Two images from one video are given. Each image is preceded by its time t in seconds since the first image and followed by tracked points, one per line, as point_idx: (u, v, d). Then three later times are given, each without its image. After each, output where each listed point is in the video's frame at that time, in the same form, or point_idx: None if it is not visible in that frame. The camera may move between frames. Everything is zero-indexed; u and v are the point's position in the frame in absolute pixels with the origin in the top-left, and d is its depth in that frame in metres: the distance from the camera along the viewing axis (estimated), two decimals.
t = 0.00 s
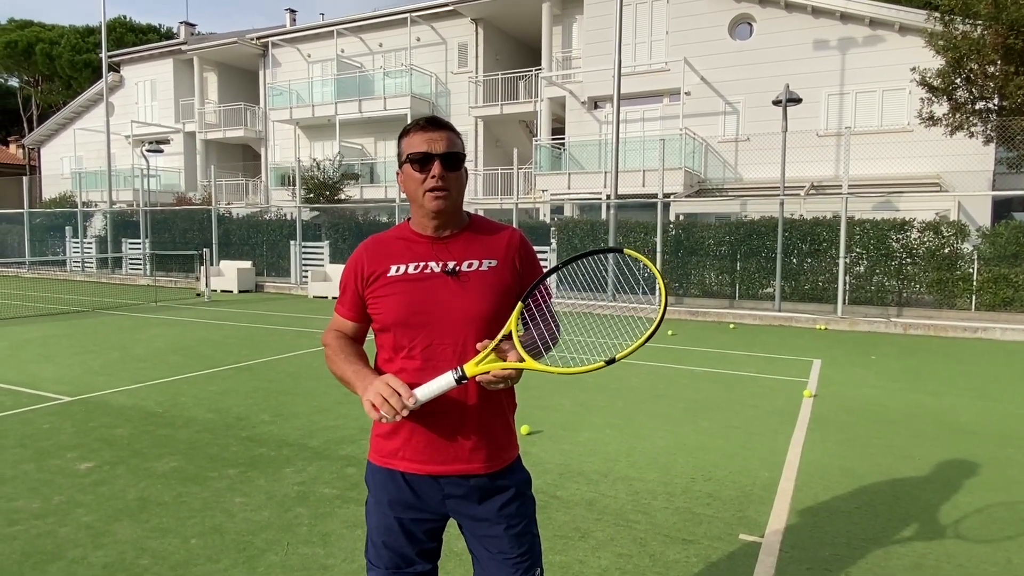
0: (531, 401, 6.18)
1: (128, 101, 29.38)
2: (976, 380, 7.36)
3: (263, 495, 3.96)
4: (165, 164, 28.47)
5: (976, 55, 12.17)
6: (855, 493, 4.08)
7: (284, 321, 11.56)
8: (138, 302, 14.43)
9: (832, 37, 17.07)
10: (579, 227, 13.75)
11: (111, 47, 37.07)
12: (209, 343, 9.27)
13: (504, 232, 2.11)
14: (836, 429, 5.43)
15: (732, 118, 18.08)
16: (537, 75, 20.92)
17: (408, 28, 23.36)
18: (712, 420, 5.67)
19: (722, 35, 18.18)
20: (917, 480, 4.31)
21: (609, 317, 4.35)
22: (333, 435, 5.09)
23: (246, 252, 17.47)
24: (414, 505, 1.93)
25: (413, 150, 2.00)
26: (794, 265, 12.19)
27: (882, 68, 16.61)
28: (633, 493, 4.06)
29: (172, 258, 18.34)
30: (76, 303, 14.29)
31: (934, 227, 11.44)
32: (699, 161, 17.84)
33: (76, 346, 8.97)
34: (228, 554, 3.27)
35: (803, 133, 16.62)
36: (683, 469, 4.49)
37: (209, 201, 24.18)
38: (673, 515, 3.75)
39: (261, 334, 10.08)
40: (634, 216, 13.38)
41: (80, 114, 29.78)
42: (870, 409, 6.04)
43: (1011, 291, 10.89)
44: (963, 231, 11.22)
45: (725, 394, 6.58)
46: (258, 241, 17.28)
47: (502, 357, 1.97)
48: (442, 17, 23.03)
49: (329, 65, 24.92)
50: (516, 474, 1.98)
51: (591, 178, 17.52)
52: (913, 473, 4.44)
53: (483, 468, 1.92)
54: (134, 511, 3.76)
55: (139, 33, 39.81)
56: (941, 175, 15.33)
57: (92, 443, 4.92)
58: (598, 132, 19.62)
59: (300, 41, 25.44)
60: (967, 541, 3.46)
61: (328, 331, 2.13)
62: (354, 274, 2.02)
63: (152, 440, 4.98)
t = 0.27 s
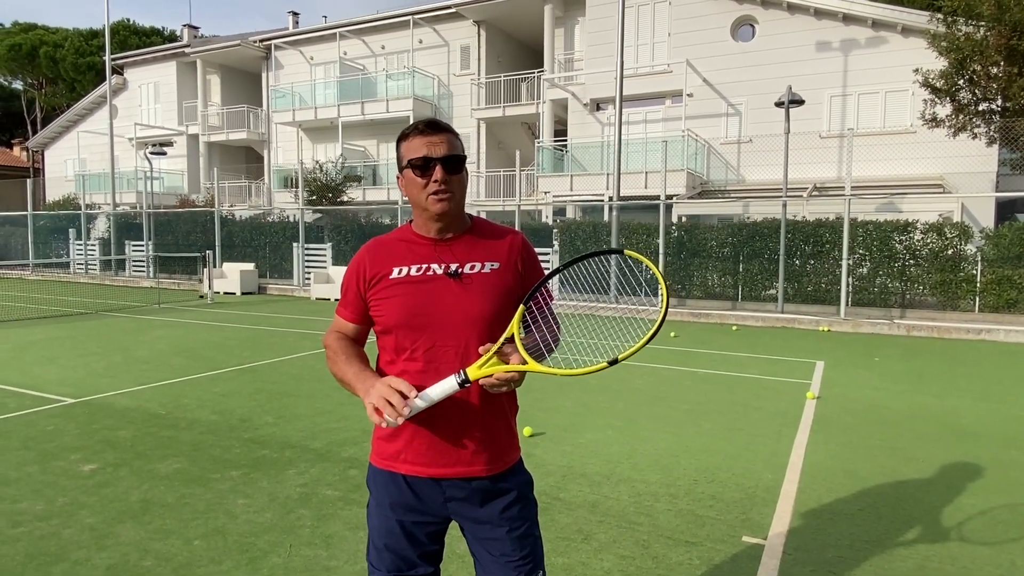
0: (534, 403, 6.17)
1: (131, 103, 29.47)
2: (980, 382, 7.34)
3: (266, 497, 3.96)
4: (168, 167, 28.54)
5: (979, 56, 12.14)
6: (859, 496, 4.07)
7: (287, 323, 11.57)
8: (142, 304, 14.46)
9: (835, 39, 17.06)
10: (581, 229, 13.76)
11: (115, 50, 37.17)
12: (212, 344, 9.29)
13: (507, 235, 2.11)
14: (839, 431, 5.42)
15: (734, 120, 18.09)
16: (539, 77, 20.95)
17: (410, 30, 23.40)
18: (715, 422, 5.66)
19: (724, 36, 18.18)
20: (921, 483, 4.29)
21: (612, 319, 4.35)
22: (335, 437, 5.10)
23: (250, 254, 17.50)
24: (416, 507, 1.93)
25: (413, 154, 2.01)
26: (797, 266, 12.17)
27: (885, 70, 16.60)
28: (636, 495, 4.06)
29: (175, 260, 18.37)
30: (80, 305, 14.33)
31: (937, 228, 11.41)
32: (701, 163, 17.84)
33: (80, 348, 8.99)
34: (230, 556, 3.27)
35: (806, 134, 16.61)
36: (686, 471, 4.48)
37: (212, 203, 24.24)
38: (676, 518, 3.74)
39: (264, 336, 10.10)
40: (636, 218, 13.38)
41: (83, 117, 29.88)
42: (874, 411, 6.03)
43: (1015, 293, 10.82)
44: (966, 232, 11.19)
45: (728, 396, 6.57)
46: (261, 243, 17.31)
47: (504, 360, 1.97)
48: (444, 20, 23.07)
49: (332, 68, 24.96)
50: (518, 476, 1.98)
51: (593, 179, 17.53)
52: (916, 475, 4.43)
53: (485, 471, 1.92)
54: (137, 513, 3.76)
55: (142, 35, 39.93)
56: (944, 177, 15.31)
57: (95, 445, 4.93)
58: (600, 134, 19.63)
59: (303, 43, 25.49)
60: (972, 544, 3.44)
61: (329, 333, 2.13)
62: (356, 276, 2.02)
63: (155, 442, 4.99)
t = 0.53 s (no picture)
0: (537, 405, 6.17)
1: (134, 107, 29.56)
2: (984, 384, 7.32)
3: (269, 499, 3.97)
4: (171, 170, 28.61)
5: (982, 57, 12.11)
6: (863, 498, 4.06)
7: (290, 325, 11.59)
8: (145, 306, 14.49)
9: (837, 41, 17.05)
10: (584, 231, 13.76)
11: (119, 53, 37.29)
12: (215, 347, 9.30)
13: (510, 239, 2.11)
14: (843, 433, 5.41)
15: (736, 122, 18.09)
16: (542, 80, 20.97)
17: (413, 33, 23.44)
18: (718, 424, 5.65)
19: (727, 38, 18.18)
20: (925, 485, 4.28)
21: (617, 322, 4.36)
22: (338, 439, 5.10)
23: (253, 257, 17.55)
24: (419, 510, 1.93)
25: (416, 156, 2.02)
26: (800, 268, 12.14)
27: (887, 72, 16.58)
28: (639, 497, 4.05)
29: (178, 262, 18.42)
30: (84, 308, 14.36)
31: (940, 230, 11.38)
32: (704, 165, 17.84)
33: (84, 351, 9.02)
34: (234, 558, 3.27)
35: (808, 136, 16.60)
36: (690, 473, 4.48)
37: (215, 206, 24.29)
38: (679, 520, 3.74)
39: (267, 338, 10.11)
40: (639, 220, 13.38)
41: (87, 120, 29.98)
42: (877, 414, 6.01)
43: (1019, 294, 10.78)
44: (970, 234, 11.17)
45: (731, 398, 6.56)
46: (264, 245, 17.35)
47: (509, 364, 1.97)
48: (446, 23, 23.11)
49: (334, 70, 25.01)
50: (522, 479, 1.99)
51: (595, 182, 17.54)
52: (920, 478, 4.42)
53: (489, 472, 1.92)
54: (141, 515, 3.77)
55: (146, 39, 40.05)
56: (947, 179, 15.30)
57: (99, 447, 4.94)
58: (602, 136, 19.65)
59: (305, 46, 25.55)
60: (976, 547, 3.43)
61: (331, 335, 2.13)
62: (359, 279, 2.02)
63: (159, 444, 5.00)
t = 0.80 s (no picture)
0: (539, 408, 6.17)
1: (138, 110, 29.66)
2: (988, 386, 7.30)
3: (272, 502, 3.97)
4: (175, 173, 28.69)
5: (985, 59, 12.08)
6: (866, 501, 4.05)
7: (293, 328, 11.62)
8: (149, 309, 14.52)
9: (840, 43, 17.04)
10: (586, 234, 13.77)
11: (123, 57, 37.43)
12: (219, 350, 9.32)
13: (512, 241, 2.12)
14: (847, 436, 5.40)
15: (739, 124, 18.10)
16: (544, 82, 20.99)
17: (415, 36, 23.49)
18: (721, 427, 5.64)
19: (729, 41, 18.18)
20: (928, 488, 4.27)
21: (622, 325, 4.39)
22: (341, 442, 5.10)
23: (256, 260, 17.58)
24: (423, 514, 1.93)
25: (421, 157, 2.02)
26: (803, 270, 12.12)
27: (890, 74, 16.57)
28: (643, 500, 4.05)
29: (182, 265, 18.46)
30: (88, 311, 14.40)
31: (944, 232, 11.35)
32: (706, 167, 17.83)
33: (88, 354, 9.04)
34: (237, 561, 3.27)
35: (811, 138, 16.59)
36: (693, 476, 4.47)
37: (218, 209, 24.36)
38: (682, 523, 3.73)
39: (270, 341, 10.13)
40: (641, 222, 13.40)
41: (91, 124, 30.09)
42: (881, 416, 6.00)
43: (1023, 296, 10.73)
44: (973, 235, 11.13)
45: (734, 400, 6.56)
46: (267, 248, 17.38)
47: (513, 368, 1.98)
48: (449, 26, 23.17)
49: (337, 74, 25.06)
50: (525, 483, 1.99)
51: (598, 184, 17.54)
52: (924, 480, 4.41)
53: (494, 477, 1.92)
54: (144, 518, 3.77)
55: (150, 43, 40.19)
56: (950, 181, 15.30)
57: (103, 450, 4.95)
58: (605, 139, 19.66)
59: (308, 49, 25.62)
60: (981, 551, 3.42)
61: (334, 340, 2.13)
62: (361, 283, 2.02)
63: (163, 447, 5.01)
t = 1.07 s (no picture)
0: (542, 411, 6.17)
1: (142, 114, 29.76)
2: (992, 388, 7.28)
3: (276, 504, 3.97)
4: (178, 176, 28.76)
5: (988, 60, 12.06)
6: (870, 503, 4.04)
7: (296, 330, 11.64)
8: (152, 312, 14.54)
9: (842, 44, 17.03)
10: (589, 236, 13.76)
11: (126, 61, 37.55)
12: (221, 352, 9.33)
13: (514, 243, 2.11)
14: (850, 438, 5.38)
15: (742, 126, 18.11)
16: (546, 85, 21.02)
17: (418, 39, 23.54)
18: (725, 429, 5.63)
19: (731, 42, 18.19)
20: (932, 490, 4.26)
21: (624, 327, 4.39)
22: (344, 444, 5.10)
23: (259, 262, 17.61)
24: (425, 517, 1.93)
25: (424, 160, 2.02)
26: (806, 272, 12.11)
27: (893, 76, 16.56)
28: (646, 502, 4.04)
29: (185, 269, 18.50)
30: (92, 314, 14.44)
31: (948, 233, 11.32)
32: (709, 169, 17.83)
33: (92, 356, 9.06)
34: (240, 563, 3.28)
35: (814, 140, 16.58)
36: (696, 479, 4.46)
37: (221, 212, 24.42)
38: (685, 525, 3.72)
39: (273, 344, 10.13)
40: (644, 224, 13.42)
41: (95, 127, 30.20)
42: (885, 418, 5.99)
43: None
44: (977, 237, 11.11)
45: (737, 402, 6.54)
46: (270, 251, 17.41)
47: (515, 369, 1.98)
48: (452, 29, 23.21)
49: (340, 77, 25.10)
50: (527, 485, 1.98)
51: (600, 186, 17.54)
52: (928, 482, 4.40)
53: (496, 479, 1.92)
54: (148, 520, 3.78)
55: (153, 46, 40.33)
56: (954, 182, 15.27)
57: (106, 453, 4.95)
58: (607, 141, 19.67)
59: (311, 53, 25.68)
60: (986, 553, 3.40)
61: (337, 344, 2.13)
62: (364, 286, 2.03)
63: (166, 450, 5.01)
